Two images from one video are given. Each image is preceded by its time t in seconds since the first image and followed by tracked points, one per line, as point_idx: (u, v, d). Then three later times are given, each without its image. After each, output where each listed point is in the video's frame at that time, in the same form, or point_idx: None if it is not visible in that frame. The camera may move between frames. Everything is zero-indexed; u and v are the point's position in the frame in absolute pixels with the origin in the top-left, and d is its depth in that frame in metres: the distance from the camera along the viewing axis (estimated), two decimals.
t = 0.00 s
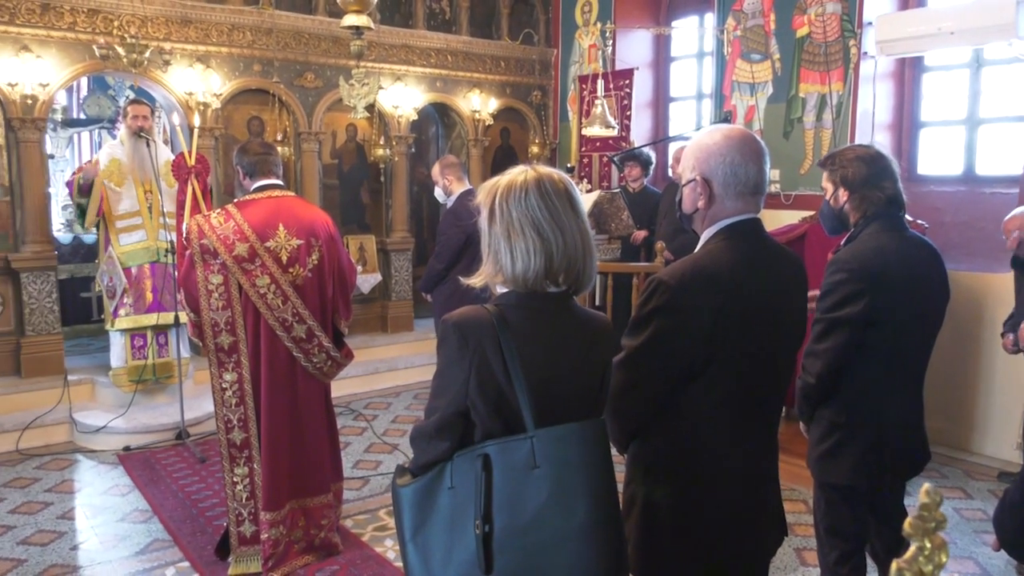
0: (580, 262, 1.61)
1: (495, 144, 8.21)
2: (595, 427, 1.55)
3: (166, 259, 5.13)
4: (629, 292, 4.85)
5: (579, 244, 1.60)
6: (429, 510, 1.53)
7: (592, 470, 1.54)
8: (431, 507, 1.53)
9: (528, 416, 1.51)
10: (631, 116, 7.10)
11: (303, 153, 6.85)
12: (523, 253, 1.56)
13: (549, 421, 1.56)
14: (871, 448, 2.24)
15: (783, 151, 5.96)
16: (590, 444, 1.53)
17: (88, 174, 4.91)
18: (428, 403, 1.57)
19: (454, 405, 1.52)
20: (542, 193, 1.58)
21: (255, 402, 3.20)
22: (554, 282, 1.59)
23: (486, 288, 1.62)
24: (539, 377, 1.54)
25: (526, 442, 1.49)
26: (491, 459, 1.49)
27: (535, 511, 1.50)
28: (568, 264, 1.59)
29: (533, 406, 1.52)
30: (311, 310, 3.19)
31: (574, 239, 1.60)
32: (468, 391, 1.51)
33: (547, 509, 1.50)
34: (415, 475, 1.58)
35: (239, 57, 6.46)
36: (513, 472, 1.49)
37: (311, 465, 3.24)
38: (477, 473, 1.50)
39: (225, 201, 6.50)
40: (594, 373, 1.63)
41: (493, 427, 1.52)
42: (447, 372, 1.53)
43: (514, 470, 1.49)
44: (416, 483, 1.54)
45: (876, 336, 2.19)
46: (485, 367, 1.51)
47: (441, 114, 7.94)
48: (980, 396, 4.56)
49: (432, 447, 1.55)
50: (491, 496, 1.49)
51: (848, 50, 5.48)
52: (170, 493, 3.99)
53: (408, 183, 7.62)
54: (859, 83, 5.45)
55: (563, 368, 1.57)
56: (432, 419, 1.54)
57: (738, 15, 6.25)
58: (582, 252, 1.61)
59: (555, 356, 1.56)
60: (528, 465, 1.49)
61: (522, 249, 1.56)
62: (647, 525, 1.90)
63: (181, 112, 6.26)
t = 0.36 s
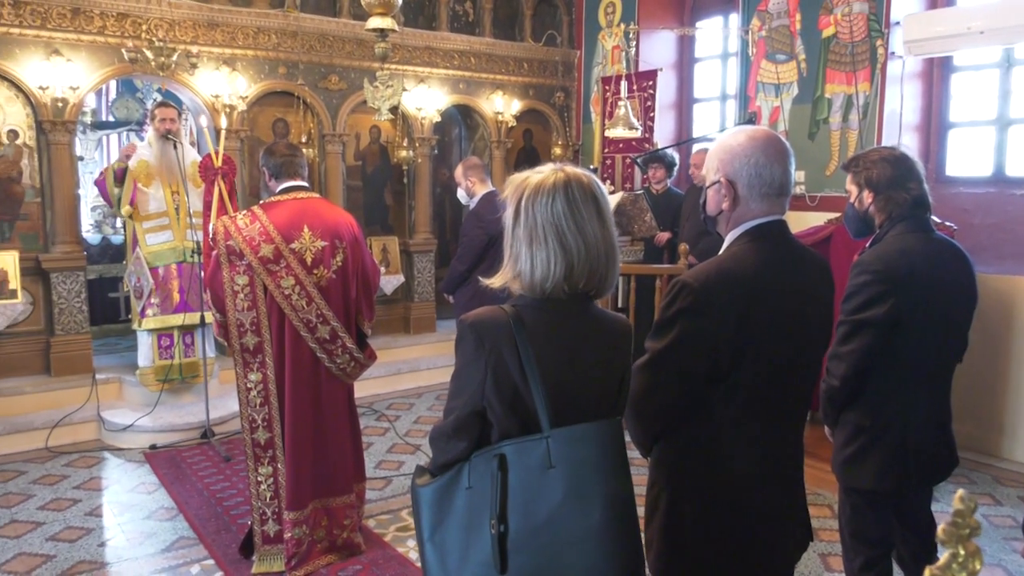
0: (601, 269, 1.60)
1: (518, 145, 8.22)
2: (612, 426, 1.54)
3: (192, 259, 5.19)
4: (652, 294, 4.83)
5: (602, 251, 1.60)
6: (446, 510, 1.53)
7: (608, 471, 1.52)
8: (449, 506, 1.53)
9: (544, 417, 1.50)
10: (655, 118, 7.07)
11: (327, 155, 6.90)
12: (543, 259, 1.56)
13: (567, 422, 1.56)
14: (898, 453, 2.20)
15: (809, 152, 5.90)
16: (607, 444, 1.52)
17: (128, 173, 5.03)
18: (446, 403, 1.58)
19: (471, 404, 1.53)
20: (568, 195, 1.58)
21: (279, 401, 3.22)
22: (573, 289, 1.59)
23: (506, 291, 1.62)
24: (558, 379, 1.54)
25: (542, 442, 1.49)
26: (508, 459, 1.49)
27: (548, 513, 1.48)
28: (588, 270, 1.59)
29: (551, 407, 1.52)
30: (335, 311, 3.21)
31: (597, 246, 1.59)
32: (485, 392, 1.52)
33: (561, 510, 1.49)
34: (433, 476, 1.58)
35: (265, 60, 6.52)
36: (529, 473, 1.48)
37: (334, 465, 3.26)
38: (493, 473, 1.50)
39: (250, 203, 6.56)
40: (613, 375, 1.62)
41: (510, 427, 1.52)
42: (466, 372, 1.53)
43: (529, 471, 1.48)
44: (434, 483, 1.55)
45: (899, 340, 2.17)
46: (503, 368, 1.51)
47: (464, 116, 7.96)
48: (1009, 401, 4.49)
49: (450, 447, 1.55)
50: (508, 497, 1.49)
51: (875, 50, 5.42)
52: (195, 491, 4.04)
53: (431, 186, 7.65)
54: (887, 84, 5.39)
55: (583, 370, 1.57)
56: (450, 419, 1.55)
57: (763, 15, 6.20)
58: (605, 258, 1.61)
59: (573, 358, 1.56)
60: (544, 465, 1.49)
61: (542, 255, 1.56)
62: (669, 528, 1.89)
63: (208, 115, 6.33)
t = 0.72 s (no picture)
0: (625, 273, 1.60)
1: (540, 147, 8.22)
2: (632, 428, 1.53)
3: (217, 260, 5.24)
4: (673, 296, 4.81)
5: (626, 255, 1.59)
6: (465, 511, 1.53)
7: (627, 474, 1.51)
8: (470, 507, 1.53)
9: (564, 418, 1.49)
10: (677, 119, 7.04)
11: (349, 157, 6.94)
12: (567, 263, 1.55)
13: (587, 424, 1.55)
14: (925, 458, 2.16)
15: (833, 154, 5.85)
16: (627, 446, 1.51)
17: (158, 175, 5.10)
18: (468, 403, 1.58)
19: (492, 405, 1.53)
20: (593, 198, 1.58)
21: (301, 402, 3.24)
22: (596, 293, 1.58)
23: (529, 293, 1.62)
24: (579, 382, 1.53)
25: (563, 444, 1.48)
26: (528, 461, 1.48)
27: (567, 516, 1.47)
28: (612, 274, 1.58)
29: (572, 410, 1.51)
30: (357, 313, 3.23)
31: (622, 250, 1.58)
32: (506, 394, 1.52)
33: (579, 513, 1.48)
34: (455, 475, 1.59)
35: (288, 63, 6.57)
36: (548, 475, 1.47)
37: (355, 466, 3.28)
38: (513, 474, 1.49)
39: (274, 205, 6.61)
40: (635, 379, 1.62)
41: (532, 429, 1.52)
42: (487, 373, 1.53)
43: (549, 473, 1.47)
44: (455, 483, 1.55)
45: (926, 344, 2.14)
46: (525, 369, 1.51)
47: (485, 118, 7.97)
48: None
49: (472, 447, 1.56)
50: (528, 498, 1.48)
51: (900, 50, 5.36)
52: (217, 490, 4.07)
53: (452, 188, 7.67)
54: (912, 84, 5.33)
55: (604, 373, 1.56)
56: (471, 419, 1.55)
57: (787, 16, 6.16)
58: (629, 262, 1.60)
59: (595, 361, 1.56)
60: (564, 467, 1.47)
61: (567, 258, 1.55)
62: (693, 532, 1.87)
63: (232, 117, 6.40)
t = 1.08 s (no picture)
0: (654, 274, 1.59)
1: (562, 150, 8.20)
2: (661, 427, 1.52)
3: (242, 263, 5.29)
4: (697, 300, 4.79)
5: (655, 256, 1.58)
6: (494, 512, 1.53)
7: (658, 475, 1.50)
8: (498, 507, 1.53)
9: (594, 418, 1.49)
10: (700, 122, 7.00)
11: (373, 160, 6.97)
12: (596, 264, 1.55)
13: (616, 425, 1.54)
14: (955, 466, 2.13)
15: (859, 157, 5.79)
16: (655, 447, 1.50)
17: (184, 179, 5.14)
18: (496, 405, 1.58)
19: (521, 405, 1.52)
20: (622, 200, 1.58)
21: (326, 403, 3.26)
22: (626, 294, 1.58)
23: (559, 294, 1.62)
24: (608, 384, 1.53)
25: (593, 444, 1.47)
26: (557, 461, 1.47)
27: (597, 516, 1.47)
28: (641, 275, 1.57)
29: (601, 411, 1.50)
30: (381, 316, 3.24)
31: (651, 251, 1.58)
32: (535, 395, 1.51)
33: (611, 513, 1.47)
34: (483, 476, 1.58)
35: (313, 67, 6.63)
36: (578, 475, 1.46)
37: (378, 468, 3.29)
38: (542, 474, 1.49)
39: (298, 208, 6.67)
40: (663, 381, 1.61)
41: (561, 430, 1.51)
42: (516, 374, 1.53)
43: (579, 473, 1.46)
44: (483, 485, 1.54)
45: (956, 349, 2.10)
46: (554, 370, 1.50)
47: (508, 121, 7.98)
48: None
49: (499, 448, 1.55)
50: (557, 498, 1.47)
51: (928, 52, 5.29)
52: (242, 491, 4.11)
53: (475, 192, 7.68)
54: (940, 86, 5.28)
55: (632, 376, 1.56)
56: (501, 419, 1.55)
57: (812, 18, 6.10)
58: (658, 264, 1.59)
59: (624, 364, 1.55)
60: (594, 467, 1.47)
61: (595, 260, 1.55)
62: (717, 538, 1.85)
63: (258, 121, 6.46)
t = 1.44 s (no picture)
0: (685, 276, 1.59)
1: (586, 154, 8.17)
2: (694, 425, 1.52)
3: (268, 266, 5.33)
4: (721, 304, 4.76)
5: (687, 258, 1.58)
6: (526, 512, 1.49)
7: (691, 474, 1.50)
8: (532, 506, 1.49)
9: (630, 415, 1.48)
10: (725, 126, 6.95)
11: (396, 164, 7.01)
12: (629, 265, 1.54)
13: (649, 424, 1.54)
14: (985, 475, 2.10)
15: (886, 160, 5.73)
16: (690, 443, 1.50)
17: (209, 183, 5.17)
18: (527, 403, 1.56)
19: (555, 403, 1.52)
20: (653, 202, 1.57)
21: (349, 406, 3.28)
22: (657, 296, 1.57)
23: (589, 296, 1.61)
24: (638, 384, 1.52)
25: (629, 441, 1.46)
26: (593, 458, 1.45)
27: (636, 511, 1.46)
28: (673, 277, 1.57)
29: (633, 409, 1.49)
30: (404, 320, 3.26)
31: (682, 254, 1.58)
32: (569, 394, 1.51)
33: (648, 509, 1.46)
34: (512, 476, 1.54)
35: (338, 72, 6.67)
36: (615, 472, 1.45)
37: (400, 471, 3.31)
38: (579, 471, 1.46)
39: (323, 212, 6.72)
40: (690, 383, 1.60)
41: (595, 428, 1.51)
42: (547, 373, 1.52)
43: (616, 470, 1.45)
44: (513, 484, 1.50)
45: (987, 356, 2.07)
46: (589, 366, 1.50)
47: (531, 126, 7.99)
48: None
49: (532, 446, 1.53)
50: (593, 496, 1.46)
51: (957, 54, 5.22)
52: (266, 493, 4.14)
53: (498, 196, 7.70)
54: (969, 89, 5.19)
55: (662, 377, 1.55)
56: (532, 419, 1.54)
57: (838, 20, 6.06)
58: (688, 266, 1.59)
59: (654, 364, 1.54)
60: (629, 464, 1.46)
61: (628, 260, 1.54)
62: (742, 549, 1.83)
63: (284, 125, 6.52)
